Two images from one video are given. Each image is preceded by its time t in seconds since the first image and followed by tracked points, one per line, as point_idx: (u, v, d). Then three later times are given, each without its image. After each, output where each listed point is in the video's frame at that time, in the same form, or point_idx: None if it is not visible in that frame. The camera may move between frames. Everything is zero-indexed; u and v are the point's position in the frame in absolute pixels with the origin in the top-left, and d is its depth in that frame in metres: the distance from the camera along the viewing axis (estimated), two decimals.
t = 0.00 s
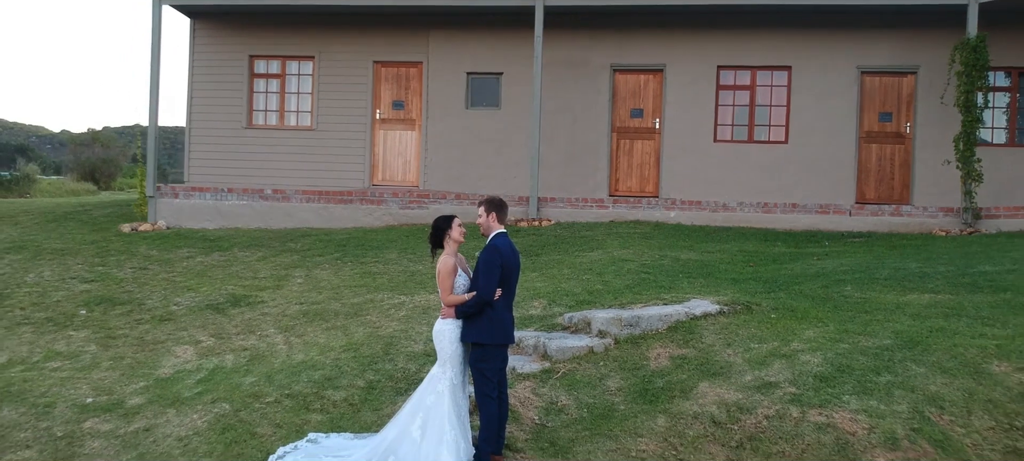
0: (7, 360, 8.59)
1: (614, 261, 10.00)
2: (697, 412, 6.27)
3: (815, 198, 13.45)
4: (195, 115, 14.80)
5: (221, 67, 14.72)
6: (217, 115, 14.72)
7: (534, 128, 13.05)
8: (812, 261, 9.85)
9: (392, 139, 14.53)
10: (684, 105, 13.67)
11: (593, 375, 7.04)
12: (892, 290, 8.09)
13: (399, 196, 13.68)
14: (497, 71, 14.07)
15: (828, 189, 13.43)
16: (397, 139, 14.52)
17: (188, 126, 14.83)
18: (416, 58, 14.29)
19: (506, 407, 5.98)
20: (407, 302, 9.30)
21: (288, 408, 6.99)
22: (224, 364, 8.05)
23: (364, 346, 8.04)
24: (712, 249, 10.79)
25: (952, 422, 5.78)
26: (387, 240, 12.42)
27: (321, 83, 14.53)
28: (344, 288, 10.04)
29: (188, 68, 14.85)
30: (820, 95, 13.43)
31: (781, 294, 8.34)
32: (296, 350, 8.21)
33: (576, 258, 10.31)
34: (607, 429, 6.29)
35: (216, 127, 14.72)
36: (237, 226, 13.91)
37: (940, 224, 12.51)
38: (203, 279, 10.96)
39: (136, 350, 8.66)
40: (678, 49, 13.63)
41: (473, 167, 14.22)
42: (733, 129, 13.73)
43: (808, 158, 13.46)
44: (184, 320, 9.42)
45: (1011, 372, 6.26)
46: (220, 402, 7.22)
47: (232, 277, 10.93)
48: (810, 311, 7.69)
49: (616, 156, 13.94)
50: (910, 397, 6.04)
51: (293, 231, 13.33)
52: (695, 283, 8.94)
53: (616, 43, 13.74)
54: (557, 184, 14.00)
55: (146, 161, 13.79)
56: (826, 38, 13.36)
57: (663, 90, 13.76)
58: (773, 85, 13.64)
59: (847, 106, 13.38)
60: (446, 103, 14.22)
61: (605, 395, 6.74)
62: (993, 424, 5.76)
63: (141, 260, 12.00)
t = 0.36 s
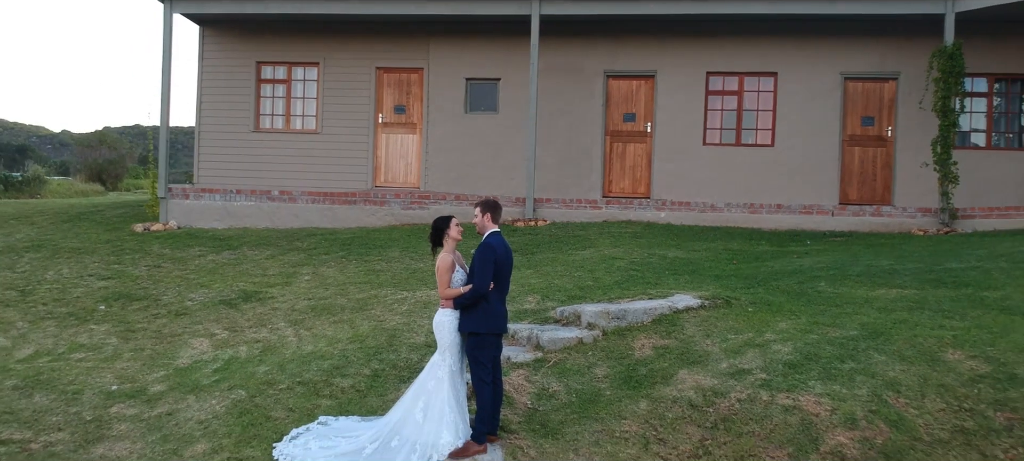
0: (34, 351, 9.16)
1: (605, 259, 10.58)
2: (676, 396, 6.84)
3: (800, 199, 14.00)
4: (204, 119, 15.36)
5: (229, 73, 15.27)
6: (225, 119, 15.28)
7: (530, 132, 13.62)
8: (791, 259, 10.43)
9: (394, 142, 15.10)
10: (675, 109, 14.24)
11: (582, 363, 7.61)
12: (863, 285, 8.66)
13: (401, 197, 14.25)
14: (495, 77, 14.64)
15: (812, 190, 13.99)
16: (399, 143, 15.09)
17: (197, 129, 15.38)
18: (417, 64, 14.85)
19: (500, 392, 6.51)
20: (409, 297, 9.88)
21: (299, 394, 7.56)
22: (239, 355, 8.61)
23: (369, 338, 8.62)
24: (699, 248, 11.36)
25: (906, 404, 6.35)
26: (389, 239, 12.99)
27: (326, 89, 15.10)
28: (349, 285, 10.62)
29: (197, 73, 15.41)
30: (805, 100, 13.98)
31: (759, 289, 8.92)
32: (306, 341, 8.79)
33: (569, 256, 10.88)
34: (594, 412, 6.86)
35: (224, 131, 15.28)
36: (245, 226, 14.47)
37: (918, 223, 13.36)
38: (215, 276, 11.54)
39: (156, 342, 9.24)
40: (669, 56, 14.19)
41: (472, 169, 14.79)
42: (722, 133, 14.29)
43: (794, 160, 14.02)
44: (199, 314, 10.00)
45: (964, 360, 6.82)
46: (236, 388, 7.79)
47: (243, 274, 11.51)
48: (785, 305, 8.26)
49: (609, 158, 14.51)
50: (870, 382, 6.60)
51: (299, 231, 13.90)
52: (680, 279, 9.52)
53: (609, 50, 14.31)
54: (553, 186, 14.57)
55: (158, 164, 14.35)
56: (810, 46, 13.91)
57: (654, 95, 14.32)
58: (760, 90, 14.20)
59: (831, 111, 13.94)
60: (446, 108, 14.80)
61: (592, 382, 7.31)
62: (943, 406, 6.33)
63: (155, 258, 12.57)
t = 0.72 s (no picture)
0: (57, 345, 9.71)
1: (597, 258, 11.12)
2: (659, 384, 7.38)
3: (786, 200, 14.54)
4: (212, 122, 15.86)
5: (236, 78, 15.78)
6: (232, 122, 15.80)
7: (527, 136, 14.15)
8: (774, 257, 10.97)
9: (396, 145, 15.63)
10: (666, 113, 14.77)
11: (573, 355, 8.14)
12: (838, 282, 9.20)
13: (403, 198, 14.78)
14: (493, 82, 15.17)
15: (799, 191, 14.52)
16: (401, 145, 15.63)
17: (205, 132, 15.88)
18: (418, 70, 15.39)
19: (495, 380, 7.04)
20: (411, 294, 10.43)
21: (309, 383, 8.10)
22: (251, 348, 9.15)
23: (373, 332, 9.16)
24: (687, 247, 11.90)
25: (870, 391, 6.88)
26: (392, 239, 13.52)
27: (330, 94, 15.63)
28: (354, 282, 11.16)
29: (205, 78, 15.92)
30: (791, 105, 14.51)
31: (742, 285, 9.46)
32: (314, 335, 9.33)
33: (563, 255, 11.42)
34: (583, 399, 7.40)
35: (232, 134, 15.79)
36: (253, 226, 15.00)
37: (900, 224, 13.55)
38: (226, 274, 12.08)
39: (172, 335, 9.77)
40: (661, 62, 14.72)
41: (471, 171, 15.33)
42: (712, 136, 14.83)
43: (781, 162, 14.55)
44: (212, 310, 10.54)
45: (926, 351, 7.36)
46: (250, 378, 8.33)
47: (252, 272, 12.05)
48: (764, 300, 8.80)
49: (603, 160, 15.04)
50: (838, 371, 7.14)
51: (305, 231, 14.44)
52: (667, 277, 10.06)
53: (603, 56, 14.84)
54: (549, 187, 15.12)
55: (168, 167, 14.87)
56: (797, 53, 14.43)
57: (647, 100, 14.85)
58: (749, 95, 14.73)
59: (816, 115, 14.46)
60: (446, 112, 15.34)
61: (583, 372, 7.84)
62: (905, 392, 6.85)
63: (167, 257, 13.11)
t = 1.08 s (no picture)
0: (80, 338, 10.33)
1: (589, 256, 11.75)
2: (643, 373, 8.00)
3: (773, 201, 15.15)
4: (221, 126, 16.45)
5: (244, 83, 16.38)
6: (240, 126, 16.40)
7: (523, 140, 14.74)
8: (757, 255, 11.60)
9: (398, 148, 16.25)
10: (658, 118, 15.38)
11: (564, 346, 8.76)
12: (814, 279, 9.82)
13: (405, 200, 15.38)
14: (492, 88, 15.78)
15: (785, 193, 15.13)
16: (403, 149, 16.25)
17: (214, 136, 16.47)
18: (420, 76, 16.00)
19: (492, 368, 7.64)
20: (413, 290, 11.06)
21: (319, 372, 8.72)
22: (263, 340, 9.77)
23: (379, 326, 9.79)
24: (676, 246, 12.51)
25: (835, 378, 7.49)
26: (394, 238, 14.13)
27: (335, 99, 16.25)
28: (359, 280, 11.80)
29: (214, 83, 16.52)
30: (778, 109, 15.10)
31: (724, 282, 10.09)
32: (323, 328, 9.96)
33: (557, 254, 12.04)
34: (573, 386, 8.01)
35: (240, 137, 16.40)
36: (261, 226, 15.61)
37: (881, 224, 14.10)
38: (237, 272, 12.70)
39: (188, 329, 10.39)
40: (653, 69, 15.33)
41: (470, 173, 15.96)
42: (702, 140, 15.43)
43: (768, 165, 15.15)
44: (225, 306, 11.16)
45: (890, 341, 7.96)
46: (263, 368, 8.94)
47: (261, 270, 12.67)
48: (743, 295, 9.43)
49: (597, 163, 15.65)
50: (807, 360, 7.75)
51: (311, 231, 15.05)
52: (655, 274, 10.68)
53: (597, 63, 15.46)
54: (545, 189, 15.73)
55: (179, 169, 15.46)
56: (783, 60, 15.04)
57: (639, 105, 15.46)
58: (737, 101, 15.33)
59: (802, 120, 15.06)
60: (446, 116, 15.95)
61: (573, 361, 8.46)
62: (867, 380, 7.46)
63: (180, 256, 13.73)
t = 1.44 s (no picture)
0: (101, 331, 10.96)
1: (581, 255, 12.40)
2: (629, 362, 8.64)
3: (760, 202, 15.80)
4: (229, 130, 17.09)
5: (251, 88, 17.01)
6: (248, 130, 17.03)
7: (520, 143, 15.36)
8: (741, 253, 12.25)
9: (400, 151, 16.89)
10: (649, 122, 16.02)
11: (556, 338, 9.40)
12: (791, 275, 10.47)
13: (406, 200, 15.99)
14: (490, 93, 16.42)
15: (771, 194, 15.77)
16: (404, 151, 16.89)
17: (223, 139, 17.10)
18: (421, 82, 16.63)
19: (488, 357, 8.26)
20: (415, 287, 11.72)
21: (327, 362, 9.36)
22: (274, 333, 10.41)
23: (383, 319, 10.45)
24: (664, 245, 13.15)
25: (804, 366, 8.12)
26: (397, 238, 14.77)
27: (339, 104, 16.88)
28: (364, 277, 12.46)
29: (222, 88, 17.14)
30: (765, 114, 15.73)
31: (707, 278, 10.74)
32: (330, 321, 10.61)
33: (552, 252, 12.69)
34: (563, 374, 8.65)
35: (247, 140, 17.03)
36: (268, 226, 16.23)
37: (862, 224, 14.71)
38: (247, 269, 13.35)
39: (203, 323, 11.03)
40: (644, 75, 15.96)
41: (470, 175, 16.60)
42: (692, 143, 16.07)
43: (755, 168, 15.79)
44: (237, 301, 11.80)
45: (857, 333, 8.60)
46: (275, 358, 9.58)
47: (270, 268, 13.32)
48: (724, 290, 10.08)
49: (591, 165, 16.29)
50: (779, 350, 8.38)
51: (316, 231, 15.68)
52: (643, 271, 11.34)
53: (591, 69, 16.10)
54: (542, 190, 16.38)
55: (189, 171, 16.08)
56: (770, 66, 15.67)
57: (631, 110, 16.09)
58: (725, 105, 15.96)
59: (787, 124, 15.68)
60: (446, 120, 16.60)
61: (564, 352, 9.10)
62: (834, 367, 8.09)
63: (192, 254, 14.37)
